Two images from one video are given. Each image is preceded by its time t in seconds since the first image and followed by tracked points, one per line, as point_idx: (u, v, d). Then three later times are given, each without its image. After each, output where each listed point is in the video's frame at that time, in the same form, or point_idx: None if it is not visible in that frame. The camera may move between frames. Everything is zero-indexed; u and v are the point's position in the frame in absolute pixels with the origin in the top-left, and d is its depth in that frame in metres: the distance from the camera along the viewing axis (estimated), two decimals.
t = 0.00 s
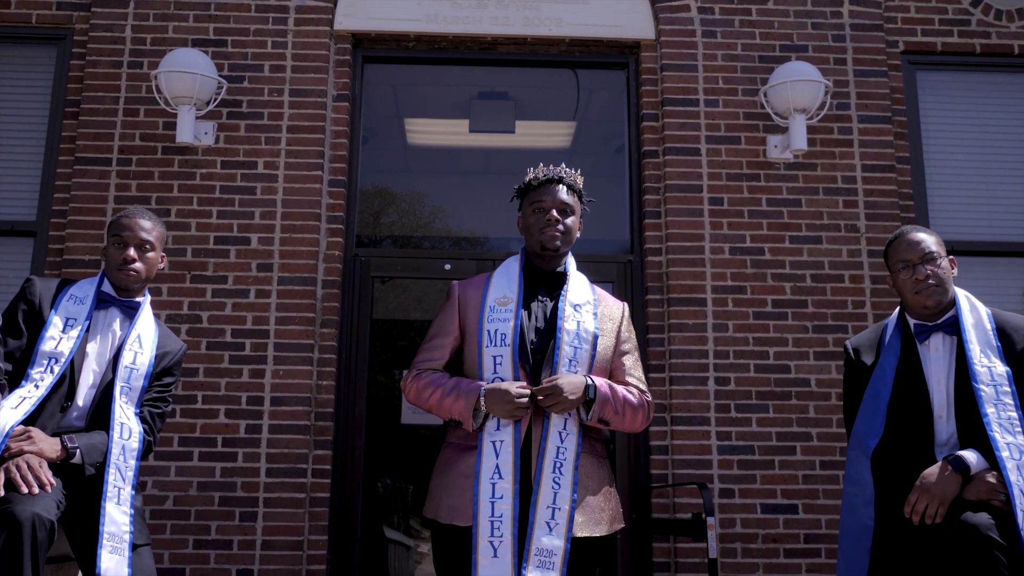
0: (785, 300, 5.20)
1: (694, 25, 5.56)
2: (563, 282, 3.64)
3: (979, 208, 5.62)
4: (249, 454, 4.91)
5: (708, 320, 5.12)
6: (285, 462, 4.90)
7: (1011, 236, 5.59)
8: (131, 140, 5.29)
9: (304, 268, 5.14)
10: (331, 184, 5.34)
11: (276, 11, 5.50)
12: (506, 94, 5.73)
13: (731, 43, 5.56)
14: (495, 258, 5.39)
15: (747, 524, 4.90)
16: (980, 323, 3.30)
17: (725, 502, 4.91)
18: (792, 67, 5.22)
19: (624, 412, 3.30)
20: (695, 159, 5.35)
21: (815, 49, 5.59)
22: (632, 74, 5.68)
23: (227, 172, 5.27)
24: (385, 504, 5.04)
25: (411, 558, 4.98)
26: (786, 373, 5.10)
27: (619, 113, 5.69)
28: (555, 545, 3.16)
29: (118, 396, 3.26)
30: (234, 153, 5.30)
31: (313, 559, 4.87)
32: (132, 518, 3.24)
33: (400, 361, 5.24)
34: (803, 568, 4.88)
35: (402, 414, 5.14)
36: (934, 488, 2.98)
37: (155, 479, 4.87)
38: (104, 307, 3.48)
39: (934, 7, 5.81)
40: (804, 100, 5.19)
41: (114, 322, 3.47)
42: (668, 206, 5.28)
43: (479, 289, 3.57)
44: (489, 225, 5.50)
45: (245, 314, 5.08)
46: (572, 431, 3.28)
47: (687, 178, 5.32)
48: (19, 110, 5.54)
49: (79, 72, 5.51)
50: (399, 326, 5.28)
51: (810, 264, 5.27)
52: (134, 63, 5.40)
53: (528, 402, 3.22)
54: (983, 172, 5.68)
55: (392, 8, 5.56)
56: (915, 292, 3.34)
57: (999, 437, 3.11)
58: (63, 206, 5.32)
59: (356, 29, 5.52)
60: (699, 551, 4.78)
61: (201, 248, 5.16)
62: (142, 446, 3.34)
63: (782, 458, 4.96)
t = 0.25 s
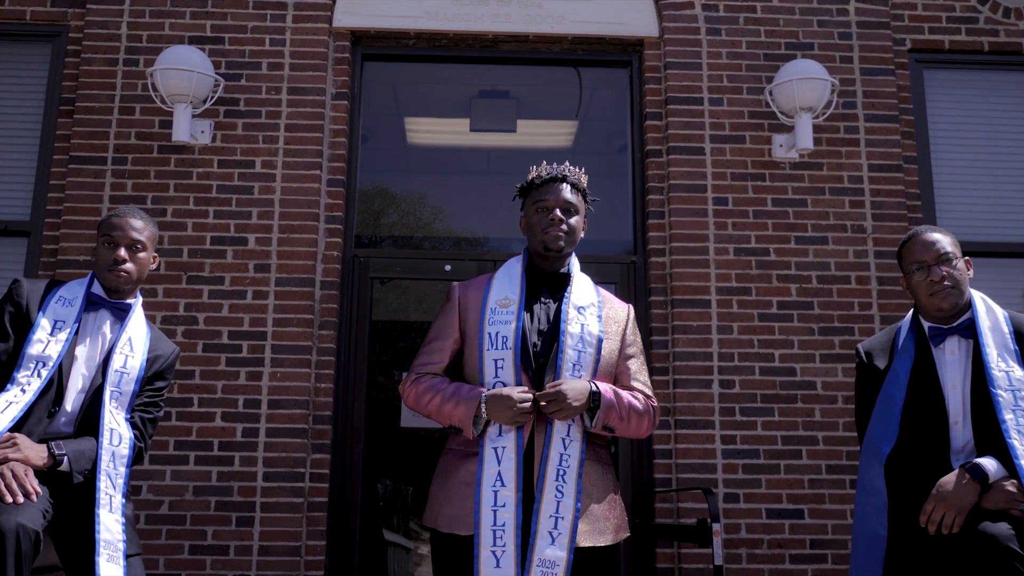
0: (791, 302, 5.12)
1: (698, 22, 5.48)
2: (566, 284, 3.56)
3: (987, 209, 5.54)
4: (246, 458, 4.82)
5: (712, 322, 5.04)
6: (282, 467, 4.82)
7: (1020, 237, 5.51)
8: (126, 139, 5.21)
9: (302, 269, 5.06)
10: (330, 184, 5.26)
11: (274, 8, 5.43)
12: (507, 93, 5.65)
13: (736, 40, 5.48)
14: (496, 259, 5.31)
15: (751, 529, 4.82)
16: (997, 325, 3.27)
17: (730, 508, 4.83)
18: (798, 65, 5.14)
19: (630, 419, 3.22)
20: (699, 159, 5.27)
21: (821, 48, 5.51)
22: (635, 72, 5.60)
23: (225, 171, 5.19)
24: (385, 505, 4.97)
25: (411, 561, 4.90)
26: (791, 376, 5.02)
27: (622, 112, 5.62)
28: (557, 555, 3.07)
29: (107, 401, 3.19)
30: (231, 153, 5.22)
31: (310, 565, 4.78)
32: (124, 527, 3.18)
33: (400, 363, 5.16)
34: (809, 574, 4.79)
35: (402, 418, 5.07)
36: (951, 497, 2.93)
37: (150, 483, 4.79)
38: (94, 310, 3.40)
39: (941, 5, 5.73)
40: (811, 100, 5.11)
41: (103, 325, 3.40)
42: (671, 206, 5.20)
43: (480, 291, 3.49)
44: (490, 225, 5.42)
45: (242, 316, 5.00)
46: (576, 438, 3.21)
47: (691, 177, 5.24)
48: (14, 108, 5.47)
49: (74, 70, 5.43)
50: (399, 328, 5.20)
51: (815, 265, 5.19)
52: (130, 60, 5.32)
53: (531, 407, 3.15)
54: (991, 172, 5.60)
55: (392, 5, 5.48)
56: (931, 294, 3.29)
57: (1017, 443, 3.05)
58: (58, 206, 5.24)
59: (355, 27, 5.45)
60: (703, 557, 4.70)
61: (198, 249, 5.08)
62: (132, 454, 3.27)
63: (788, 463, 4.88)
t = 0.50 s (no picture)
0: (796, 303, 5.05)
1: (701, 19, 5.41)
2: (569, 285, 3.49)
3: (994, 209, 5.47)
4: (242, 462, 4.75)
5: (716, 324, 4.97)
6: (280, 471, 4.74)
7: None
8: (121, 138, 5.14)
9: (299, 270, 4.98)
10: (328, 183, 5.18)
11: (272, 5, 5.35)
12: (508, 91, 5.57)
13: (740, 38, 5.40)
14: (497, 259, 5.23)
15: (756, 534, 4.74)
16: (1014, 328, 3.21)
17: (734, 512, 4.75)
18: (804, 63, 5.06)
19: (634, 424, 3.15)
20: (703, 158, 5.20)
21: (826, 45, 5.44)
22: (638, 70, 5.52)
23: (221, 170, 5.11)
24: (384, 505, 4.90)
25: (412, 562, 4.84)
26: (796, 378, 4.95)
27: (624, 110, 5.54)
28: (560, 566, 2.99)
29: (96, 407, 3.13)
30: (228, 151, 5.14)
31: (308, 570, 4.70)
32: (115, 536, 3.12)
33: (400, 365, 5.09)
34: None
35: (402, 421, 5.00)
36: (968, 506, 2.87)
37: (146, 487, 4.71)
38: (83, 312, 3.33)
39: (948, 2, 5.65)
40: (816, 98, 5.03)
41: (93, 327, 3.33)
42: (675, 206, 5.12)
43: (480, 292, 3.41)
44: (491, 226, 5.35)
45: (239, 317, 4.92)
46: (579, 444, 3.13)
47: (695, 176, 5.16)
48: (7, 106, 5.39)
49: (69, 68, 5.36)
50: (398, 330, 5.13)
51: (821, 266, 5.11)
52: (125, 58, 5.25)
53: (532, 412, 3.08)
54: (998, 172, 5.53)
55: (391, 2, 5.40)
56: (944, 295, 3.22)
57: None
58: (52, 206, 5.17)
59: (354, 24, 5.37)
60: (707, 562, 4.62)
61: (194, 249, 5.01)
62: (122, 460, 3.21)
63: (793, 467, 4.80)
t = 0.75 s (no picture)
0: (800, 304, 4.97)
1: (704, 16, 5.33)
2: (571, 286, 3.41)
3: (1001, 208, 5.40)
4: (239, 465, 4.68)
5: (719, 325, 4.89)
6: (276, 475, 4.67)
7: None
8: (116, 136, 5.07)
9: (297, 270, 4.91)
10: (325, 183, 5.11)
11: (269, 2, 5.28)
12: (508, 90, 5.50)
13: (743, 35, 5.33)
14: (497, 259, 5.16)
15: (760, 538, 4.67)
16: None
17: (738, 516, 4.68)
18: (808, 60, 4.98)
19: (638, 428, 3.08)
20: (706, 157, 5.13)
21: (830, 42, 5.37)
22: (640, 67, 5.45)
23: (217, 169, 5.04)
24: (384, 506, 4.83)
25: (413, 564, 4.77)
26: (801, 380, 4.87)
27: (625, 109, 5.47)
28: None
29: (84, 412, 3.06)
30: (224, 150, 5.07)
31: None
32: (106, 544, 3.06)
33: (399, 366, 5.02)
34: None
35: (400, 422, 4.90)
36: (983, 515, 2.81)
37: (140, 491, 4.64)
38: (72, 314, 3.26)
39: None
40: (820, 95, 4.95)
41: (81, 329, 3.26)
42: (677, 205, 5.05)
43: (479, 294, 3.34)
44: (491, 225, 5.27)
45: (235, 318, 4.85)
46: (582, 450, 3.06)
47: (698, 176, 5.09)
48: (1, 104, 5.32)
49: (63, 65, 5.29)
50: (397, 331, 5.06)
51: (825, 266, 5.04)
52: (120, 55, 5.17)
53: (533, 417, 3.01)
54: (1005, 171, 5.46)
55: None
56: (959, 297, 3.18)
57: None
58: (46, 205, 5.09)
59: (351, 21, 5.29)
60: (710, 567, 4.55)
61: (190, 249, 4.93)
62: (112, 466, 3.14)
63: (797, 470, 4.73)
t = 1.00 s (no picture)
0: (805, 305, 4.91)
1: (707, 14, 5.26)
2: (573, 286, 3.34)
3: (1008, 208, 5.33)
4: (235, 468, 4.61)
5: (723, 326, 4.82)
6: (273, 478, 4.60)
7: None
8: (112, 134, 5.00)
9: (295, 271, 4.84)
10: (324, 182, 5.04)
11: None
12: (508, 88, 5.43)
13: (747, 32, 5.26)
14: (497, 259, 5.09)
15: (765, 543, 4.60)
16: None
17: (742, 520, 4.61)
18: (814, 57, 4.92)
19: (645, 432, 3.01)
20: (709, 155, 5.06)
21: (835, 40, 5.30)
22: (643, 65, 5.38)
23: (214, 168, 4.97)
24: (384, 507, 4.76)
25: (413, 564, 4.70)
26: (806, 382, 4.80)
27: (628, 107, 5.40)
28: None
29: (74, 416, 3.00)
30: (221, 148, 5.00)
31: None
32: (94, 553, 2.99)
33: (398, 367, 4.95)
34: None
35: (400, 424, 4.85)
36: (1002, 524, 2.76)
37: (135, 495, 4.57)
38: (61, 315, 3.21)
39: None
40: (826, 92, 4.89)
41: (70, 331, 3.20)
42: (680, 205, 4.98)
43: (479, 295, 3.27)
44: (491, 225, 5.20)
45: (232, 319, 4.78)
46: (587, 456, 3.00)
47: (701, 175, 5.02)
48: None
49: (58, 63, 5.22)
50: (396, 332, 4.98)
51: (831, 266, 4.97)
52: (115, 53, 5.11)
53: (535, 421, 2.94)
54: (1012, 170, 5.39)
55: None
56: (974, 298, 3.12)
57: None
58: (41, 204, 5.03)
59: (350, 18, 5.22)
60: (714, 572, 4.48)
61: (186, 249, 4.87)
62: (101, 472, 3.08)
63: (802, 473, 4.66)
